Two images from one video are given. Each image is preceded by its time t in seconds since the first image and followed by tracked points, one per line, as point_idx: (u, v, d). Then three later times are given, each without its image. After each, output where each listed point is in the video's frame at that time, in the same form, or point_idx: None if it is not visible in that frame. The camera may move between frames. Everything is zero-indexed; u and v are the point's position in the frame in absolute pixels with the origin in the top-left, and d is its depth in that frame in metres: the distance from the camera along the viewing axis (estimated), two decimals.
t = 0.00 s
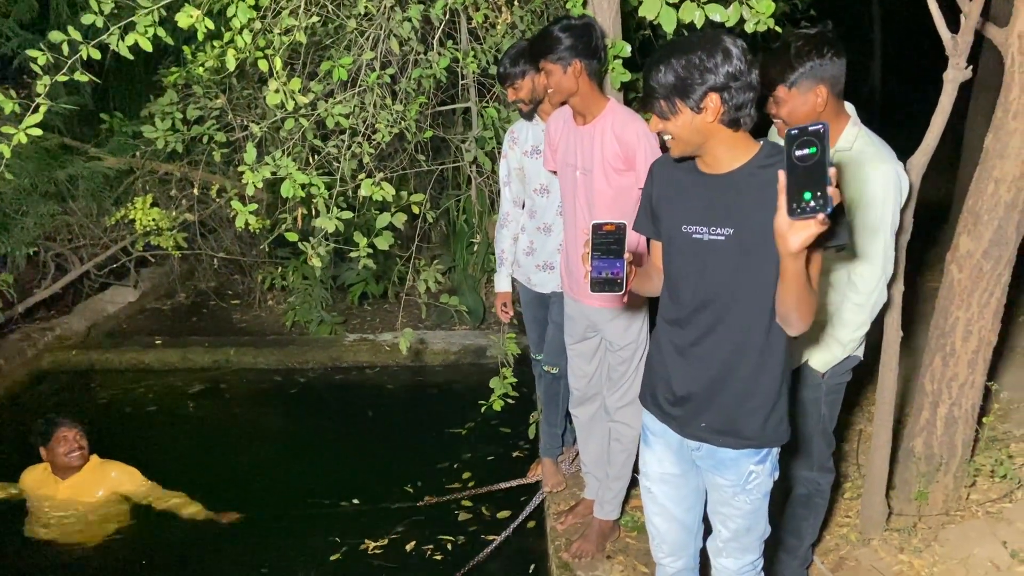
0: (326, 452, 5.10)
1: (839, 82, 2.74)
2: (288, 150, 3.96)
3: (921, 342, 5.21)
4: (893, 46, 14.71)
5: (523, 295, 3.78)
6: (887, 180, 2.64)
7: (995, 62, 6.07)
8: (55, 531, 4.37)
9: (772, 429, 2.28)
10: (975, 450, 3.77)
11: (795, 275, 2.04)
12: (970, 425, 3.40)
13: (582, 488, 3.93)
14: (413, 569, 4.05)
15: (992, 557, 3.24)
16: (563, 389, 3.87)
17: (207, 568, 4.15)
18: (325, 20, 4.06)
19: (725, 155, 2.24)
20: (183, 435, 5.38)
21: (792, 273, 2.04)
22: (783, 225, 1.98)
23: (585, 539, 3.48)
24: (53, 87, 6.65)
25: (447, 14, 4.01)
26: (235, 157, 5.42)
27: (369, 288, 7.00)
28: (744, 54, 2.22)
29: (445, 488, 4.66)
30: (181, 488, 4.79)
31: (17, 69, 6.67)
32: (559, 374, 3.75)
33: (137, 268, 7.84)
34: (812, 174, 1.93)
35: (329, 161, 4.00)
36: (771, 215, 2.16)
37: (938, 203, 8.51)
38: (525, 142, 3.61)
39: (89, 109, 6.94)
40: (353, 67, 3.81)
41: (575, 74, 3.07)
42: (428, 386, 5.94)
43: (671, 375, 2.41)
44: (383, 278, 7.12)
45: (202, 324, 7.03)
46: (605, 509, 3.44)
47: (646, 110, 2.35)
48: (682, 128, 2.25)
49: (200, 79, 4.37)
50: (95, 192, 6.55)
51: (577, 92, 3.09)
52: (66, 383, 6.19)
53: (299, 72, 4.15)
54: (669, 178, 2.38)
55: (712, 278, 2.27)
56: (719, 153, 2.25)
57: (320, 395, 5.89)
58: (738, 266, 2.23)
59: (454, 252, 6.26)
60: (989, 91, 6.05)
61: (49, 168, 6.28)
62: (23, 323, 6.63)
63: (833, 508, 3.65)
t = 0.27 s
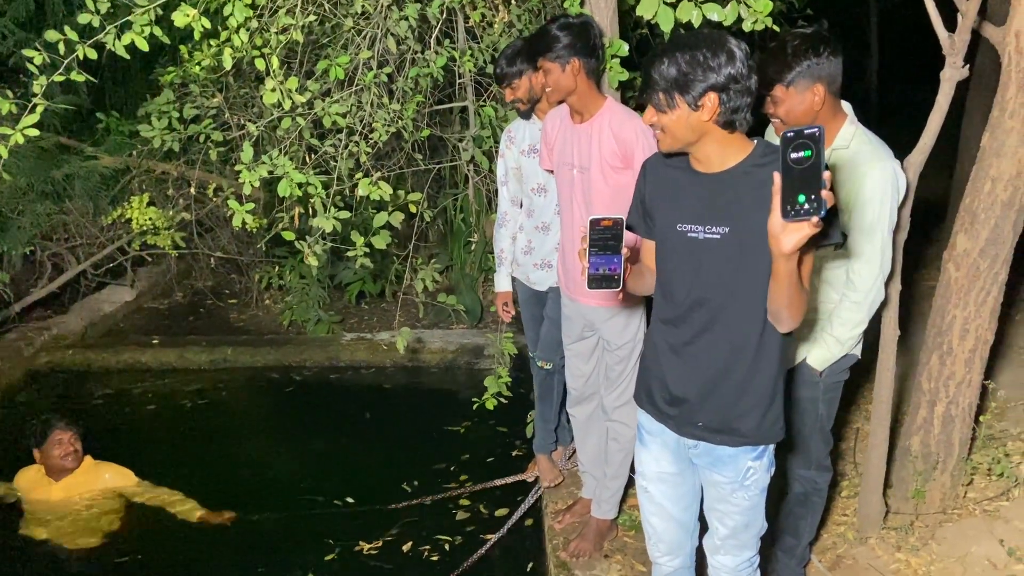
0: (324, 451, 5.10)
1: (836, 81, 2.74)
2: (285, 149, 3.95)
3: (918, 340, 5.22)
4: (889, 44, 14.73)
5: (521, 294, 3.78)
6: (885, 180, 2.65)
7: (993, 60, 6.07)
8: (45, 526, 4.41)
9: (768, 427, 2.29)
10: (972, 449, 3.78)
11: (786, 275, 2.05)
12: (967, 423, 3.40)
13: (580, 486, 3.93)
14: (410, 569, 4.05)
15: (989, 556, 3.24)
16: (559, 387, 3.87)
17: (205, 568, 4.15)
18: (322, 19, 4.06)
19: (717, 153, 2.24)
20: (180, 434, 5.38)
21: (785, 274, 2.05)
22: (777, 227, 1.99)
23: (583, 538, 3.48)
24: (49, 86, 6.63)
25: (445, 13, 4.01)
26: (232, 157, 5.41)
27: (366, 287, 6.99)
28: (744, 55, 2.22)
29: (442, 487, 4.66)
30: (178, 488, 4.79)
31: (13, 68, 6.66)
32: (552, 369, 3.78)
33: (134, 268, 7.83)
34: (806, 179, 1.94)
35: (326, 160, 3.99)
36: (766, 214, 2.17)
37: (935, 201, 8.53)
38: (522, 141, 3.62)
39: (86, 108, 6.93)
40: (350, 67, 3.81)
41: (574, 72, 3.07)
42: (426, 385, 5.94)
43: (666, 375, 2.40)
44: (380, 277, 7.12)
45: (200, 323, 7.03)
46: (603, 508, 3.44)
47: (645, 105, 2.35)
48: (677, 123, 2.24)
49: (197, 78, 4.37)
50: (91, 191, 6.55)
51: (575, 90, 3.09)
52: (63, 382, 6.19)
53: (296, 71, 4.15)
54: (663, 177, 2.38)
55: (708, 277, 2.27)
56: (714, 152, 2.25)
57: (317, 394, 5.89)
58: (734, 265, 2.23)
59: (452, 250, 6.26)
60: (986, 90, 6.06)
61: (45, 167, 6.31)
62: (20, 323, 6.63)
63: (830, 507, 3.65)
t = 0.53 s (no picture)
0: (321, 451, 5.09)
1: (834, 78, 2.73)
2: (281, 148, 3.94)
3: (916, 339, 5.22)
4: (886, 43, 14.74)
5: (518, 294, 3.77)
6: (884, 179, 2.65)
7: (990, 59, 6.07)
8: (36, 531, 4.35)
9: (766, 425, 2.28)
10: (969, 448, 3.78)
11: (785, 275, 2.04)
12: (964, 422, 3.40)
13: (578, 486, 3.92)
14: (408, 569, 4.04)
15: (987, 555, 3.24)
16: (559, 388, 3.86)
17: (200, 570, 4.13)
18: (318, 17, 4.04)
19: (713, 151, 2.23)
20: (177, 434, 5.36)
21: (784, 274, 2.04)
22: (776, 228, 1.98)
23: (581, 538, 3.47)
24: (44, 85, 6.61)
25: (441, 12, 4.00)
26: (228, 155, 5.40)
27: (363, 287, 6.98)
28: (739, 54, 2.21)
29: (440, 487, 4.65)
30: (174, 489, 4.77)
31: (8, 66, 6.64)
32: (555, 371, 3.76)
33: (130, 267, 7.81)
34: (805, 180, 1.94)
35: (323, 159, 3.98)
36: (764, 212, 2.16)
37: (932, 200, 8.53)
38: (519, 141, 3.61)
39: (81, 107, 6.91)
40: (346, 65, 3.79)
41: (571, 70, 3.06)
42: (423, 385, 5.93)
43: (663, 374, 2.39)
44: (377, 277, 7.11)
45: (196, 323, 7.01)
46: (602, 507, 3.43)
47: (641, 104, 2.34)
48: (672, 122, 2.24)
49: (193, 77, 4.35)
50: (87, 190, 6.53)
51: (572, 89, 3.08)
52: (59, 382, 6.17)
53: (292, 69, 4.13)
54: (659, 175, 2.37)
55: (705, 276, 2.26)
56: (711, 151, 2.24)
57: (314, 394, 5.88)
58: (731, 264, 2.22)
59: (449, 250, 6.25)
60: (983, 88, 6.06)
61: (40, 166, 6.28)
62: (16, 322, 6.61)
63: (828, 506, 3.65)
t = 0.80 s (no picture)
0: (315, 451, 5.08)
1: (832, 77, 2.72)
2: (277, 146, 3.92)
3: (913, 338, 5.21)
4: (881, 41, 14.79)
5: (514, 292, 3.75)
6: (882, 178, 2.64)
7: (986, 59, 6.07)
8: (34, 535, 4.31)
9: (763, 424, 2.28)
10: (966, 447, 3.77)
11: (784, 274, 2.03)
12: (961, 422, 3.40)
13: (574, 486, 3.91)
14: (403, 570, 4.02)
15: (984, 554, 3.24)
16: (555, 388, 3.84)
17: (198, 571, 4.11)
18: (313, 16, 4.02)
19: (711, 150, 2.22)
20: (172, 434, 5.34)
21: (782, 274, 2.04)
22: (773, 227, 1.98)
23: (577, 538, 3.46)
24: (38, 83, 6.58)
25: (437, 10, 3.98)
26: (223, 154, 5.38)
27: (359, 286, 6.96)
28: (735, 52, 2.20)
29: (436, 488, 4.64)
30: (170, 490, 4.75)
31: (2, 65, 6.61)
32: (549, 370, 3.75)
33: (125, 266, 7.78)
34: (801, 180, 1.94)
35: (318, 157, 3.96)
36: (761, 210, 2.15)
37: (929, 199, 8.53)
38: (516, 138, 3.59)
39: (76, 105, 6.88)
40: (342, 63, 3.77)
41: (566, 69, 3.05)
42: (419, 384, 5.92)
43: (660, 373, 2.38)
44: (373, 276, 7.09)
45: (191, 322, 6.98)
46: (598, 507, 3.42)
47: (637, 104, 2.33)
48: (669, 120, 2.23)
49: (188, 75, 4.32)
50: (82, 188, 6.51)
51: (567, 88, 3.07)
52: (54, 382, 6.15)
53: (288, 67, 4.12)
54: (656, 174, 2.36)
55: (703, 275, 2.25)
56: (709, 149, 2.23)
57: (310, 394, 5.86)
58: (729, 262, 2.21)
59: (445, 249, 6.24)
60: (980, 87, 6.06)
61: (33, 165, 6.27)
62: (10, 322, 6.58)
63: (825, 506, 3.64)
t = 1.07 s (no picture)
0: (310, 451, 5.06)
1: (829, 75, 2.71)
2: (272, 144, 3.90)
3: (909, 337, 5.21)
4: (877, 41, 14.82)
5: (511, 290, 3.74)
6: (881, 177, 2.63)
7: (982, 57, 6.07)
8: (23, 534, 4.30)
9: (763, 423, 2.26)
10: (963, 446, 3.77)
11: (784, 278, 2.02)
12: (958, 421, 3.39)
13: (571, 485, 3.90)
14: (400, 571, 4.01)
15: (982, 553, 3.23)
16: (540, 382, 3.85)
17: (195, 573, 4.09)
18: (308, 14, 4.00)
19: (711, 148, 2.21)
20: (167, 434, 5.32)
21: (782, 278, 2.03)
22: (771, 232, 1.97)
23: (573, 537, 3.45)
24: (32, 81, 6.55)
25: (433, 8, 3.97)
26: (218, 152, 5.36)
27: (355, 285, 6.95)
28: (731, 48, 2.18)
29: (432, 487, 4.63)
30: (165, 490, 4.73)
31: None
32: (535, 362, 3.77)
33: (120, 265, 7.75)
34: (798, 186, 1.93)
35: (314, 156, 3.94)
36: (761, 210, 2.14)
37: (925, 198, 8.54)
38: (515, 137, 3.57)
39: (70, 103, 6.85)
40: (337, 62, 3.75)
41: (559, 67, 3.04)
42: (415, 383, 5.90)
43: (660, 372, 2.37)
44: (369, 275, 7.07)
45: (186, 322, 6.96)
46: (594, 506, 3.41)
47: (635, 103, 2.32)
48: (667, 120, 2.22)
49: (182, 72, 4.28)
50: (75, 187, 6.48)
51: (561, 86, 3.07)
52: (47, 382, 6.12)
53: (283, 65, 4.10)
54: (655, 174, 2.35)
55: (703, 274, 2.24)
56: (709, 147, 2.21)
57: (306, 394, 5.83)
58: (728, 261, 2.20)
59: (441, 247, 6.23)
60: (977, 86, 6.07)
61: (27, 163, 6.23)
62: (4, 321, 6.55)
63: (822, 505, 3.64)
